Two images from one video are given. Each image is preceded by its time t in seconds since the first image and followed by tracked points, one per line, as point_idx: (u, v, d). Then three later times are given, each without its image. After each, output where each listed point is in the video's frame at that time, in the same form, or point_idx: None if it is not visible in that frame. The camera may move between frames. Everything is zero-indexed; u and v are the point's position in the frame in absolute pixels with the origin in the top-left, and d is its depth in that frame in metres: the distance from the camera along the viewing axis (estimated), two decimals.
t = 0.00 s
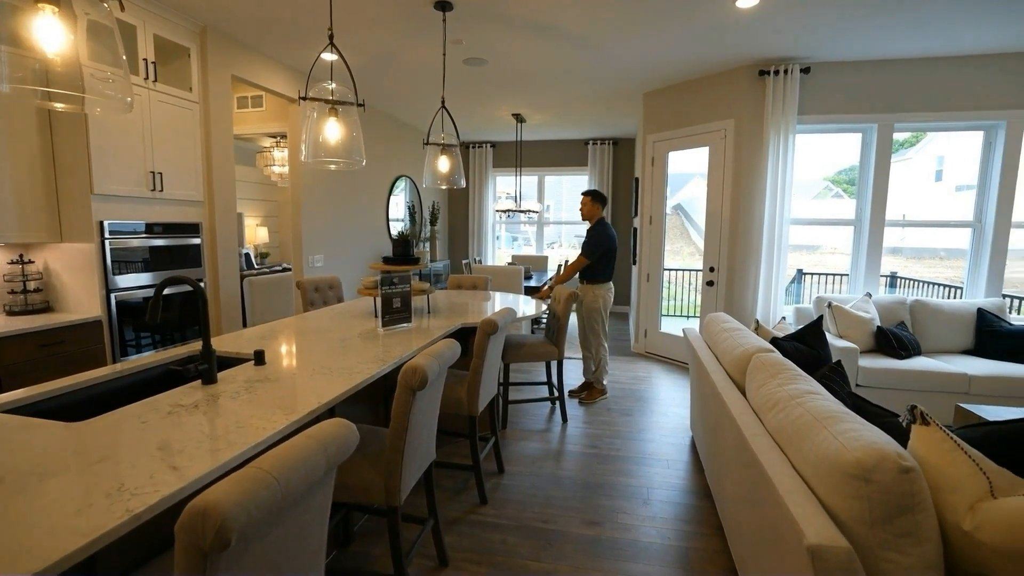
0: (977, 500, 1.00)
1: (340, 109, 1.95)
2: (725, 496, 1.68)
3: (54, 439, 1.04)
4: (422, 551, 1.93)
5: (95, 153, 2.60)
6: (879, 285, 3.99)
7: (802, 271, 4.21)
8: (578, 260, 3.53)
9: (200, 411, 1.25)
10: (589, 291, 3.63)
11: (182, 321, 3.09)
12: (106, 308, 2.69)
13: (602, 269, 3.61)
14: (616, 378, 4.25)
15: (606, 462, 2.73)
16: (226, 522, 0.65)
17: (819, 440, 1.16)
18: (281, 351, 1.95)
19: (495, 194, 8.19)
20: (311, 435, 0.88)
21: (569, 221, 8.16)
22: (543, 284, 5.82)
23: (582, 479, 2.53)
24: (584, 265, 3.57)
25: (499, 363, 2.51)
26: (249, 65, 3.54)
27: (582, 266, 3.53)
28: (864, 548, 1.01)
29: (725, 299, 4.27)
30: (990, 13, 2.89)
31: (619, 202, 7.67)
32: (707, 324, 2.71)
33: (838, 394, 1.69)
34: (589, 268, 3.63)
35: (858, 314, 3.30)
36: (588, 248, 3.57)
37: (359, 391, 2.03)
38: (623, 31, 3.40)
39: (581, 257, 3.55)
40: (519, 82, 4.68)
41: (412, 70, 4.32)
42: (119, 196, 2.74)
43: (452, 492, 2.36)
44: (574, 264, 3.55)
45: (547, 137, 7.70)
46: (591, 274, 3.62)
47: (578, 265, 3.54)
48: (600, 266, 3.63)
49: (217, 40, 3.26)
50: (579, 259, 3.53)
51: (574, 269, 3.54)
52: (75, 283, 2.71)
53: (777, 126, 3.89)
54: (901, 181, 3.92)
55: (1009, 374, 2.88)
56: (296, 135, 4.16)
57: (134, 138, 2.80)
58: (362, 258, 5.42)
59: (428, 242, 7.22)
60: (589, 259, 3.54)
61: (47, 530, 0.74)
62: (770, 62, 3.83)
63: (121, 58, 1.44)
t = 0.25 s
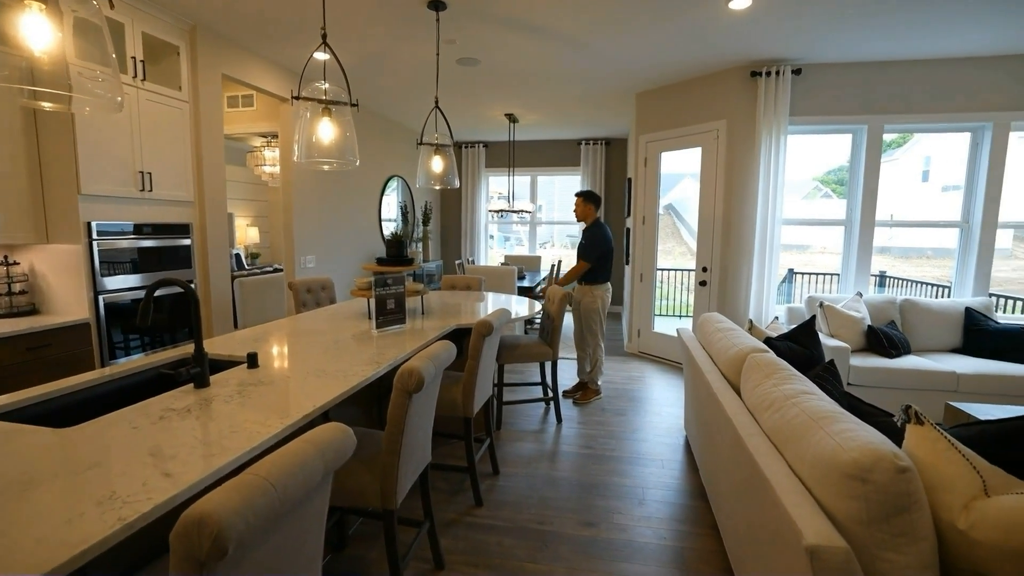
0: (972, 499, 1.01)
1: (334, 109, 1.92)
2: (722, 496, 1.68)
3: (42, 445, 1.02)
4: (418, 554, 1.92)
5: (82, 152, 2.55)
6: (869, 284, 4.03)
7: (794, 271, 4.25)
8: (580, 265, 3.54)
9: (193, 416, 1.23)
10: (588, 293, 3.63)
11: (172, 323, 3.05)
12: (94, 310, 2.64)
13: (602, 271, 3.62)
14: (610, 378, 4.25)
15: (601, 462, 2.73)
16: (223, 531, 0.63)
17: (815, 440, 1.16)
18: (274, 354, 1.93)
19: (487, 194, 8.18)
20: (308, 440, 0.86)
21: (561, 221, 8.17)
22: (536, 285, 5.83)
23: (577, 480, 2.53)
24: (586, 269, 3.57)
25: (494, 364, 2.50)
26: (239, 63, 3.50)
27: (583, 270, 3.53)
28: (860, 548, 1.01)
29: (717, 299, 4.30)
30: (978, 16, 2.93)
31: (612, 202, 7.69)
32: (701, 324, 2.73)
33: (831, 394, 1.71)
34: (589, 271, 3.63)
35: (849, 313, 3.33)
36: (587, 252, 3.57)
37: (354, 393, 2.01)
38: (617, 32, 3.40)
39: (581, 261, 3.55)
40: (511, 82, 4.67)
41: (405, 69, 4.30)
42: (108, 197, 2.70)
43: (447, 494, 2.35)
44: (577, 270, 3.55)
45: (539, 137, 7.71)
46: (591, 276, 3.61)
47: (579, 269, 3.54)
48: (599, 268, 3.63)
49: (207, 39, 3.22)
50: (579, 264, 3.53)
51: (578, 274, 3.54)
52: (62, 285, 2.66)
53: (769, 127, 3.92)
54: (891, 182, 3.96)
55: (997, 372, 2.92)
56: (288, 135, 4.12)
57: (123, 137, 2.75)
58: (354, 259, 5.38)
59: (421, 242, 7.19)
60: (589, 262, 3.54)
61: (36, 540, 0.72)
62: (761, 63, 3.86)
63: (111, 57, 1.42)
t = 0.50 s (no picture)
0: (969, 498, 1.02)
1: (329, 109, 1.91)
2: (719, 495, 1.69)
3: (32, 451, 1.00)
4: (415, 557, 1.90)
5: (71, 151, 2.51)
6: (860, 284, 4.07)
7: (787, 271, 4.28)
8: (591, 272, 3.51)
9: (187, 420, 1.21)
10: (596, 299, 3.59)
11: (163, 325, 3.00)
12: (84, 312, 2.60)
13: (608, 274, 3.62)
14: (605, 379, 4.26)
15: (597, 462, 2.73)
16: (223, 539, 0.62)
17: (814, 440, 1.17)
18: (268, 355, 1.91)
19: (481, 194, 8.17)
20: (307, 444, 0.85)
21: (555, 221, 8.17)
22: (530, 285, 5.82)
23: (573, 481, 2.53)
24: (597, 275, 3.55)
25: (491, 365, 2.49)
26: (231, 62, 3.46)
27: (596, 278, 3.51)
28: (859, 548, 1.02)
29: (711, 299, 4.32)
30: (968, 19, 2.96)
31: (605, 203, 7.71)
32: (696, 324, 2.74)
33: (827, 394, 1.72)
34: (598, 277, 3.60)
35: (842, 313, 3.36)
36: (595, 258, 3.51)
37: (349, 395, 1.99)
38: (612, 33, 3.41)
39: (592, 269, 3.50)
40: (506, 82, 4.66)
41: (399, 69, 4.28)
42: (97, 196, 2.66)
43: (444, 496, 2.34)
44: (592, 278, 3.52)
45: (533, 137, 7.70)
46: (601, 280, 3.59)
47: (593, 277, 3.51)
48: (604, 270, 3.64)
49: (199, 37, 3.18)
50: (591, 272, 3.49)
51: (593, 281, 3.53)
52: (51, 286, 2.62)
53: (762, 128, 3.94)
54: (882, 183, 4.00)
55: (986, 371, 2.96)
56: (281, 134, 4.08)
57: (113, 136, 2.71)
58: (347, 259, 5.35)
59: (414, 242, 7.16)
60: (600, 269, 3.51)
61: (27, 550, 0.70)
62: (755, 64, 3.88)
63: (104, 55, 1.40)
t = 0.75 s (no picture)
0: (968, 498, 1.02)
1: (325, 108, 1.89)
2: (718, 496, 1.69)
3: (23, 457, 0.98)
4: (412, 560, 1.89)
5: (59, 150, 2.47)
6: (853, 284, 4.10)
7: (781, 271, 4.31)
8: (595, 271, 3.50)
9: (182, 424, 1.19)
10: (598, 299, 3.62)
11: (155, 326, 2.96)
12: (73, 313, 2.56)
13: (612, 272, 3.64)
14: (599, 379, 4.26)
15: (594, 463, 2.73)
16: (223, 548, 0.61)
17: (815, 440, 1.17)
18: (263, 356, 1.88)
19: (475, 194, 8.15)
20: (307, 449, 0.84)
21: (549, 221, 8.18)
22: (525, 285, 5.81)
23: (570, 481, 2.53)
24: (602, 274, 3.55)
25: (487, 366, 2.48)
26: (223, 60, 3.42)
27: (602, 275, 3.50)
28: (860, 547, 1.02)
29: (706, 299, 4.34)
30: (959, 21, 3.00)
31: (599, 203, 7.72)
32: (693, 325, 2.74)
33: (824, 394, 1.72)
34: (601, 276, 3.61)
35: (835, 313, 3.38)
36: (597, 257, 3.52)
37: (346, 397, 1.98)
38: (607, 33, 3.41)
39: (596, 268, 3.49)
40: (500, 82, 4.65)
41: (393, 68, 4.26)
42: (86, 196, 2.61)
43: (441, 497, 2.32)
44: (597, 278, 3.51)
45: (527, 137, 7.70)
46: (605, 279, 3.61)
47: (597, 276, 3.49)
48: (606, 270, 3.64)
49: (190, 34, 3.14)
50: (596, 271, 3.48)
51: (598, 281, 3.52)
52: (39, 287, 2.57)
53: (756, 128, 3.96)
54: (874, 183, 4.04)
55: (977, 369, 2.99)
56: (273, 133, 4.05)
57: (102, 134, 2.67)
58: (341, 260, 5.31)
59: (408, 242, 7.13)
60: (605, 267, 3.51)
61: (20, 559, 0.69)
62: (749, 65, 3.90)
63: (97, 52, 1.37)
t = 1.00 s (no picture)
0: (970, 496, 1.03)
1: (322, 107, 1.87)
2: (719, 496, 1.69)
3: (17, 463, 0.95)
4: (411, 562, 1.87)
5: (51, 149, 2.43)
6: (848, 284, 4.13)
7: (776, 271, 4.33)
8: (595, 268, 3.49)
9: (180, 427, 1.17)
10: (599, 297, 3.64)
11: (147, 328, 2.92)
12: (64, 315, 2.52)
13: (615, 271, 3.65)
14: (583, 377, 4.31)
15: (592, 463, 2.73)
16: (228, 554, 0.60)
17: (817, 440, 1.18)
18: (260, 358, 1.86)
19: (470, 194, 8.13)
20: (311, 452, 0.82)
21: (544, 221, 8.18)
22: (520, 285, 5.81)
23: (568, 482, 2.52)
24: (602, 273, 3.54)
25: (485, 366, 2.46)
26: (217, 58, 3.38)
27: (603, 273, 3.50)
28: (864, 547, 1.02)
29: (702, 298, 4.36)
30: (952, 22, 3.03)
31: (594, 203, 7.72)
32: (690, 325, 2.75)
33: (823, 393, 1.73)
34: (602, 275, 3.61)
35: (831, 312, 3.41)
36: (598, 256, 3.53)
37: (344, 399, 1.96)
38: (604, 33, 3.41)
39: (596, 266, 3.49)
40: (496, 82, 4.64)
41: (389, 67, 4.24)
42: (78, 195, 2.57)
43: (439, 499, 2.31)
44: (597, 276, 3.49)
45: (522, 137, 7.69)
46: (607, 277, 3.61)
47: (598, 274, 3.49)
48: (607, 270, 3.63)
49: (183, 32, 3.10)
50: (595, 269, 3.47)
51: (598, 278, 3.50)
52: (29, 288, 2.53)
53: (752, 129, 3.98)
54: (868, 183, 4.07)
55: (970, 368, 3.03)
56: (268, 132, 4.01)
57: (94, 133, 2.63)
58: (336, 260, 5.28)
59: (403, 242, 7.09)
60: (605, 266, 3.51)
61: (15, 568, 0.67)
62: (744, 65, 3.91)
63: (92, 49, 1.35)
